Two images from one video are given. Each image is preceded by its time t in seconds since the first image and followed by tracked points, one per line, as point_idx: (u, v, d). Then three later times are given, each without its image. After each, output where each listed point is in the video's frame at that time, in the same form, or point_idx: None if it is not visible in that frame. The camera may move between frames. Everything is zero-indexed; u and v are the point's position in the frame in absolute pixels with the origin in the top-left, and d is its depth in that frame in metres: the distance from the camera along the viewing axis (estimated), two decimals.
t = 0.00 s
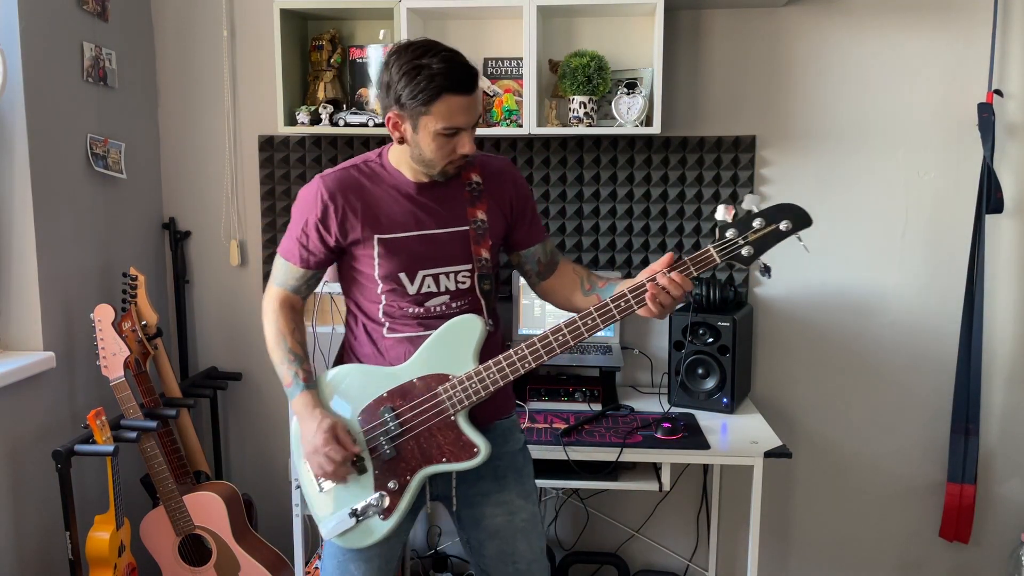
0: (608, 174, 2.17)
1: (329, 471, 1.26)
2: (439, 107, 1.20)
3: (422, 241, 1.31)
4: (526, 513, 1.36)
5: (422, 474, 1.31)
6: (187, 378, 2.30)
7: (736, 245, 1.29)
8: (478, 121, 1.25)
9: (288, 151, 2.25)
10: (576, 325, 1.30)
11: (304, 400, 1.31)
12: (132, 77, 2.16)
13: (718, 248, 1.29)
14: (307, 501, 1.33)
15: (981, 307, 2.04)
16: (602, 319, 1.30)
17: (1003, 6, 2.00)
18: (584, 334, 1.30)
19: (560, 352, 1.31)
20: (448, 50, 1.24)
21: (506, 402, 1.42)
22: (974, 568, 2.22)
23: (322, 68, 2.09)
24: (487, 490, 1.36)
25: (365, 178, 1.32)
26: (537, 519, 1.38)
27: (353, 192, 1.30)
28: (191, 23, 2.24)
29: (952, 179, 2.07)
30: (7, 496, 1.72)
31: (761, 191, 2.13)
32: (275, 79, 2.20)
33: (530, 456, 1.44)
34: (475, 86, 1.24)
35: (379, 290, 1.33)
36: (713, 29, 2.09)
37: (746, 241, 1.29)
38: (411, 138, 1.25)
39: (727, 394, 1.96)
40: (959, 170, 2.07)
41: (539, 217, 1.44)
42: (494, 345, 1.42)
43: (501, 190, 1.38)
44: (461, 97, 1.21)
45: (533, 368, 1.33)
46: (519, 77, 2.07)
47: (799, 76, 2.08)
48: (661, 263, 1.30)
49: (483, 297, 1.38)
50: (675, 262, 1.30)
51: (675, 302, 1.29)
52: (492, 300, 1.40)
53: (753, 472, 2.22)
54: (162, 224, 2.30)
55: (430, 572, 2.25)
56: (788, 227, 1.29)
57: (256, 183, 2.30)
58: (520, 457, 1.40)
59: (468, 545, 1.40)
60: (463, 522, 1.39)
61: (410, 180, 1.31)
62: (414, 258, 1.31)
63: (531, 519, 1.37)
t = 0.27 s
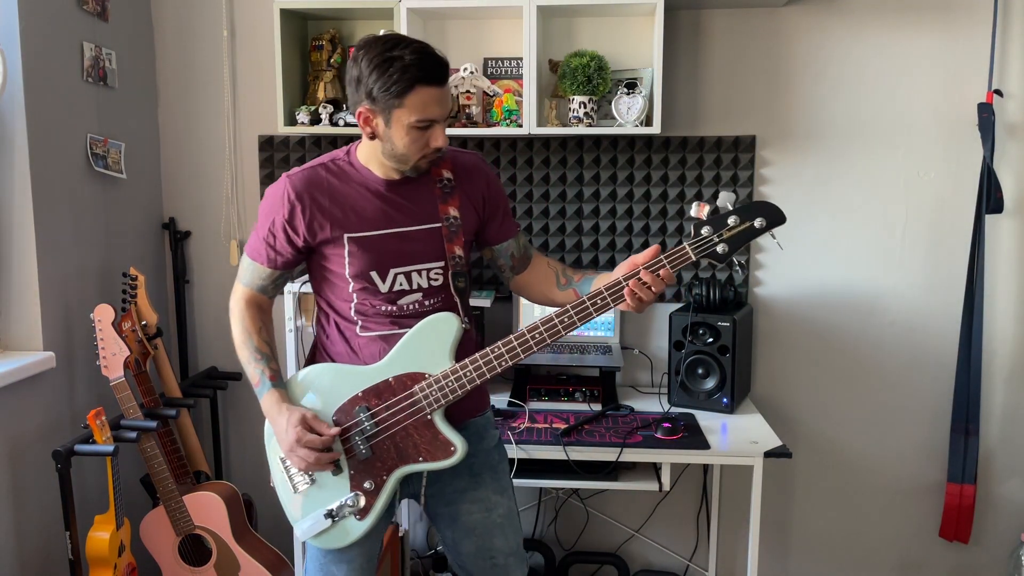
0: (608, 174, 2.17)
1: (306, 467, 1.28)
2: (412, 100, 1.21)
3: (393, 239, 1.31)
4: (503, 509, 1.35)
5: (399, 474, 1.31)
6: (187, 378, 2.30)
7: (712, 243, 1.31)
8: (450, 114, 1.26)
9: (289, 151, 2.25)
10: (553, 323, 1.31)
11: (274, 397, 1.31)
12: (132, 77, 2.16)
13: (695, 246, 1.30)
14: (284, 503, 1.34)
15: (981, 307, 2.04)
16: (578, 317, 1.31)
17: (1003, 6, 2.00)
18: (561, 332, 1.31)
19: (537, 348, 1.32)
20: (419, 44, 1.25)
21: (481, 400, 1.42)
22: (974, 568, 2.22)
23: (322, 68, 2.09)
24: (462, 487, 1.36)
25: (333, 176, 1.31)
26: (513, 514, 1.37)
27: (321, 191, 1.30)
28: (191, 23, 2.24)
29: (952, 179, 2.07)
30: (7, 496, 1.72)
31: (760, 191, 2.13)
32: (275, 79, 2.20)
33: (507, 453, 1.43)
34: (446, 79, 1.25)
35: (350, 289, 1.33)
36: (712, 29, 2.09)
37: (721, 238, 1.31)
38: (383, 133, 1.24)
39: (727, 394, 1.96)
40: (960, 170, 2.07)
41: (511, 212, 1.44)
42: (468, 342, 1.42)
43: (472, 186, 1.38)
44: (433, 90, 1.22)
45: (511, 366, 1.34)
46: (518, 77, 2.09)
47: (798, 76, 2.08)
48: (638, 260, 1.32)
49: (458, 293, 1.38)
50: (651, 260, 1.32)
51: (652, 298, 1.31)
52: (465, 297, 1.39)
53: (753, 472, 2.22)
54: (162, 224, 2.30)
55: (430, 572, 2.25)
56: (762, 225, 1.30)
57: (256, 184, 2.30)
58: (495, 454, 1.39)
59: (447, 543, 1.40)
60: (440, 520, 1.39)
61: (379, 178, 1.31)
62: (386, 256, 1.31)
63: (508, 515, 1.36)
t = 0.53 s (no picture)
0: (608, 174, 2.18)
1: (296, 466, 1.29)
2: (393, 98, 1.20)
3: (383, 241, 1.30)
4: (499, 512, 1.36)
5: (387, 477, 1.32)
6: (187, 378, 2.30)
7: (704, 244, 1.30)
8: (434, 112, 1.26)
9: (289, 151, 2.25)
10: (542, 327, 1.31)
11: (267, 397, 1.33)
12: (133, 77, 2.16)
13: (687, 247, 1.30)
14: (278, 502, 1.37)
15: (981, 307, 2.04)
16: (567, 322, 1.31)
17: (1003, 5, 2.00)
18: (549, 336, 1.30)
19: (526, 352, 1.32)
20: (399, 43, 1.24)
21: (479, 402, 1.41)
22: (973, 568, 2.22)
23: (322, 68, 2.09)
24: (458, 491, 1.36)
25: (323, 179, 1.32)
26: (511, 517, 1.38)
27: (310, 195, 1.30)
28: (191, 23, 2.24)
29: (952, 179, 2.07)
30: (7, 496, 1.72)
31: (760, 191, 2.13)
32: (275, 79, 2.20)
33: (504, 455, 1.43)
34: (429, 77, 1.25)
35: (343, 291, 1.33)
36: (712, 29, 2.09)
37: (713, 240, 1.31)
38: (367, 134, 1.25)
39: (727, 394, 1.96)
40: (960, 170, 2.07)
41: (507, 211, 1.43)
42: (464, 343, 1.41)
43: (464, 185, 1.37)
44: (414, 88, 1.21)
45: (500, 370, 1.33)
46: (518, 77, 2.09)
47: (798, 76, 2.08)
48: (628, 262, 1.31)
49: (448, 297, 1.35)
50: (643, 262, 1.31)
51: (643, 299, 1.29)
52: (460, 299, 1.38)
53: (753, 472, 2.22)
54: (162, 224, 2.30)
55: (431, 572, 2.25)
56: (756, 226, 1.31)
57: (256, 184, 2.30)
58: (491, 457, 1.39)
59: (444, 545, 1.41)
60: (436, 522, 1.40)
61: (369, 180, 1.31)
62: (376, 259, 1.30)
63: (505, 517, 1.37)
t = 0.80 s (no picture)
0: (608, 174, 2.18)
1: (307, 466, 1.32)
2: (399, 96, 1.21)
3: (408, 243, 1.29)
4: (522, 522, 1.34)
5: (402, 478, 1.31)
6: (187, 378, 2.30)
7: (727, 247, 1.21)
8: (445, 110, 1.24)
9: (289, 151, 2.25)
10: (554, 329, 1.26)
11: (298, 394, 1.36)
12: (133, 77, 2.16)
13: (708, 249, 1.21)
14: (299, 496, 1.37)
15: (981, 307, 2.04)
16: (581, 324, 1.25)
17: (1003, 6, 2.00)
18: (562, 339, 1.25)
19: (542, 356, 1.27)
20: (407, 43, 1.26)
21: (506, 407, 1.38)
22: (973, 568, 2.22)
23: (322, 68, 2.09)
24: (483, 497, 1.35)
25: (350, 183, 1.32)
26: (534, 528, 1.36)
27: (336, 199, 1.31)
28: (191, 24, 2.24)
29: (952, 179, 2.07)
30: (7, 496, 1.72)
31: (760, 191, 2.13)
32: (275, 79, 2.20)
33: (531, 462, 1.40)
34: (437, 75, 1.25)
35: (371, 294, 1.33)
36: (713, 29, 2.09)
37: (738, 242, 1.21)
38: (378, 135, 1.26)
39: (727, 394, 1.96)
40: (959, 170, 2.07)
41: (539, 210, 1.37)
42: (494, 344, 1.38)
43: (491, 186, 1.33)
44: (419, 85, 1.21)
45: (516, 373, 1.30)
46: (518, 77, 2.09)
47: (798, 76, 2.08)
48: (645, 264, 1.23)
49: (472, 300, 1.32)
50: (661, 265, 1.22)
51: (661, 305, 1.21)
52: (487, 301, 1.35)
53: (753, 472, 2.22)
54: (162, 224, 2.30)
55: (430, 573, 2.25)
56: (785, 228, 1.19)
57: (256, 184, 2.30)
58: (518, 465, 1.37)
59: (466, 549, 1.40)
60: (459, 526, 1.39)
61: (392, 182, 1.30)
62: (400, 261, 1.29)
63: (528, 528, 1.35)
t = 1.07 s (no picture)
0: (608, 174, 2.17)
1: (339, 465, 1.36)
2: (432, 90, 1.20)
3: (442, 240, 1.29)
4: (545, 526, 1.31)
5: (431, 474, 1.32)
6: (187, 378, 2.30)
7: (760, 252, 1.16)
8: (478, 105, 1.23)
9: (289, 152, 2.25)
10: (583, 333, 1.24)
11: (333, 391, 1.38)
12: (133, 77, 2.16)
13: (739, 254, 1.17)
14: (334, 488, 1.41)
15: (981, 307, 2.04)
16: (609, 327, 1.22)
17: (1003, 6, 2.00)
18: (589, 343, 1.24)
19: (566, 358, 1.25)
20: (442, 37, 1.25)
21: (537, 407, 1.36)
22: (974, 568, 2.22)
23: (322, 68, 2.08)
24: (507, 498, 1.33)
25: (390, 179, 1.33)
26: (557, 533, 1.33)
27: (375, 194, 1.33)
28: (191, 23, 2.24)
29: (952, 179, 2.07)
30: (8, 496, 1.72)
31: (760, 191, 2.13)
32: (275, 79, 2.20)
33: (559, 466, 1.38)
34: (471, 69, 1.24)
35: (405, 290, 1.34)
36: (713, 29, 2.09)
37: (771, 247, 1.17)
38: (413, 129, 1.25)
39: (727, 394, 1.96)
40: (959, 170, 2.07)
41: (576, 211, 1.34)
42: (529, 343, 1.36)
43: (529, 186, 1.31)
44: (452, 79, 1.20)
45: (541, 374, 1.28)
46: (519, 77, 2.08)
47: (798, 76, 2.08)
48: (675, 269, 1.19)
49: (503, 299, 1.30)
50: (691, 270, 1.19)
51: (690, 314, 1.18)
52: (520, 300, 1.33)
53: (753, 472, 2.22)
54: (162, 224, 2.30)
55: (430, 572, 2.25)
56: (819, 233, 1.16)
57: (256, 184, 2.30)
58: (545, 468, 1.34)
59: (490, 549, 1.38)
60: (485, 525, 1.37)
61: (429, 179, 1.30)
62: (434, 258, 1.29)
63: (550, 533, 1.32)
